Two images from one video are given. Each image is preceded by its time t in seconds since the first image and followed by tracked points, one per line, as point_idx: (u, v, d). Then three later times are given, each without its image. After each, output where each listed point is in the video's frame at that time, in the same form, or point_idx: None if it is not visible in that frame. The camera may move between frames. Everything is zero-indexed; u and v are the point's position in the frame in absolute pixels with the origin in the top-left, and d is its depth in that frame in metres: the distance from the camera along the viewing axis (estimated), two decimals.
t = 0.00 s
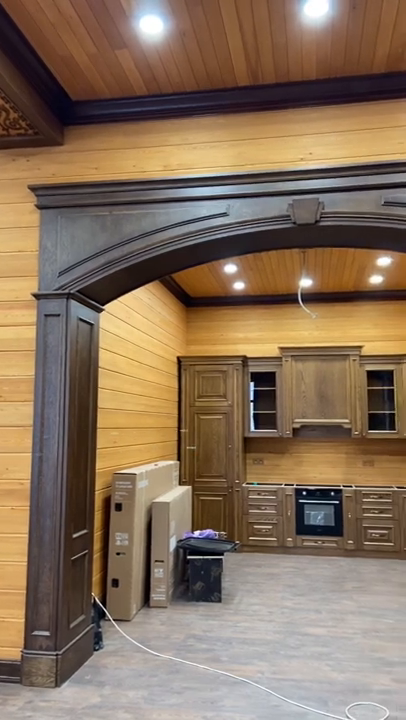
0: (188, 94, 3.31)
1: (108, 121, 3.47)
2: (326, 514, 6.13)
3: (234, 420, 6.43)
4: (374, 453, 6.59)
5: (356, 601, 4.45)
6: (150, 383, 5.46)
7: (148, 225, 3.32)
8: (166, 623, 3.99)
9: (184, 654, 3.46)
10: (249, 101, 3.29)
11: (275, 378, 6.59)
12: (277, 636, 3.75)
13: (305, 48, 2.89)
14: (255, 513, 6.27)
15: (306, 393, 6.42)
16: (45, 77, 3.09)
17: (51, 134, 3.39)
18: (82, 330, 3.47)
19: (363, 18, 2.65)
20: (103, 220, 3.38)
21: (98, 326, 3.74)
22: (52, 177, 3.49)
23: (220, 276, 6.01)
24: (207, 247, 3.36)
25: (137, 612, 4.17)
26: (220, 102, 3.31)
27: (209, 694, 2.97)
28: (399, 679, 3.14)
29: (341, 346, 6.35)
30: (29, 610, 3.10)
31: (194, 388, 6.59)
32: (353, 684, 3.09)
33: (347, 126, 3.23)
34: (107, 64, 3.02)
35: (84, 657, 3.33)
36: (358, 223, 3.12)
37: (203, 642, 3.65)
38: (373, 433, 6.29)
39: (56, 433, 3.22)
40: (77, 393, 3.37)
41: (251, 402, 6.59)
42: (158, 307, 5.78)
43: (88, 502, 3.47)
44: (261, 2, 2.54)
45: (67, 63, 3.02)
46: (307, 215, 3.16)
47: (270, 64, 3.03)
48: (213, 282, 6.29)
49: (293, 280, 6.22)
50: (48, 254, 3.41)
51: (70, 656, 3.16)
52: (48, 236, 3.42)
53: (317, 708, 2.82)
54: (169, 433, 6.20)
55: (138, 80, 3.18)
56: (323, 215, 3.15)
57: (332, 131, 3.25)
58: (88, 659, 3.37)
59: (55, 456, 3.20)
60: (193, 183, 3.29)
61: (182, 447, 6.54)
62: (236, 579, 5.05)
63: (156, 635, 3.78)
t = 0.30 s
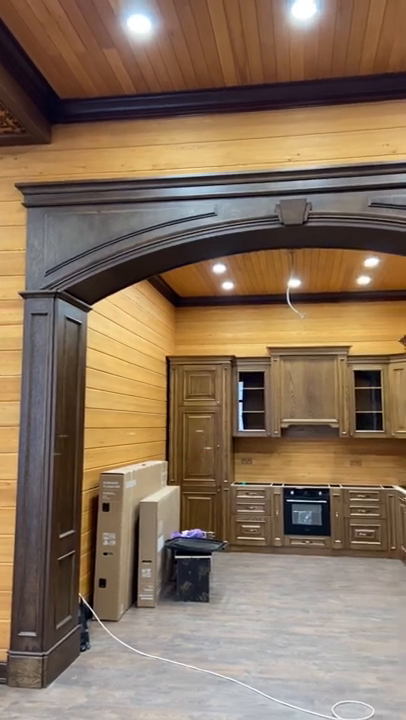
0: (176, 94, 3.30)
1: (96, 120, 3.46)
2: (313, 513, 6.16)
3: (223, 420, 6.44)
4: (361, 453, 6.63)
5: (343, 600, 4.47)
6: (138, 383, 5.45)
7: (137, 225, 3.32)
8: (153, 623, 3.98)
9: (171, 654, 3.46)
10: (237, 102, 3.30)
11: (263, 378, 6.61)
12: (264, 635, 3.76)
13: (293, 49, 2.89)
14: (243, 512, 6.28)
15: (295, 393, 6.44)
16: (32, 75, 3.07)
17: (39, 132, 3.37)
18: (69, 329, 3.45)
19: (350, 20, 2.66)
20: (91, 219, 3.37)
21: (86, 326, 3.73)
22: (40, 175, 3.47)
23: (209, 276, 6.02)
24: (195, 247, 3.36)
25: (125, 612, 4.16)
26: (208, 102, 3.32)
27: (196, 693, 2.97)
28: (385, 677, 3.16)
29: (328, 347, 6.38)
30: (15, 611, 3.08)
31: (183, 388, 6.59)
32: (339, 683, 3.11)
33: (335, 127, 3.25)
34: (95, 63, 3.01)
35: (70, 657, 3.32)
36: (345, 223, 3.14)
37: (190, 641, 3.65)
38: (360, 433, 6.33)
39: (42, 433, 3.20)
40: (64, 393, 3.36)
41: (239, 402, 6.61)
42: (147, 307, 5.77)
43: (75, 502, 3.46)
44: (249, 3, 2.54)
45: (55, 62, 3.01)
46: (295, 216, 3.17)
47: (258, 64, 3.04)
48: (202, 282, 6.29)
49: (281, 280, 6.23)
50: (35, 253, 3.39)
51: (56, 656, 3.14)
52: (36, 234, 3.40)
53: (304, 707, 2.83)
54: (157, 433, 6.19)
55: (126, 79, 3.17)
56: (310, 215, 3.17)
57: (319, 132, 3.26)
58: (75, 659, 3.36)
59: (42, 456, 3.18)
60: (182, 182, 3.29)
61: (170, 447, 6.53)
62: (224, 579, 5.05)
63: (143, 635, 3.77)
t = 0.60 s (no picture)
0: (162, 93, 3.30)
1: (81, 118, 3.45)
2: (298, 512, 6.19)
3: (209, 419, 6.45)
4: (346, 452, 6.68)
5: (327, 599, 4.50)
6: (124, 382, 5.44)
7: (122, 224, 3.31)
8: (138, 622, 3.98)
9: (155, 653, 3.45)
10: (222, 102, 3.30)
11: (250, 377, 6.62)
12: (248, 634, 3.77)
13: (278, 50, 2.90)
14: (229, 511, 6.30)
15: (280, 393, 6.47)
16: (17, 73, 3.05)
17: (23, 130, 3.35)
18: (54, 328, 3.44)
19: (335, 21, 2.67)
20: (76, 218, 3.35)
21: (70, 325, 3.71)
22: (24, 173, 3.45)
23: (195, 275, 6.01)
24: (181, 246, 3.36)
25: (109, 612, 4.15)
26: (194, 101, 3.31)
27: (179, 692, 2.98)
28: (367, 675, 3.19)
29: (314, 347, 6.41)
30: None
31: (169, 387, 6.58)
32: (322, 681, 3.13)
33: (320, 128, 3.26)
34: (80, 62, 3.00)
35: (54, 658, 3.31)
36: (329, 224, 3.16)
37: (175, 641, 3.65)
38: (345, 432, 6.37)
39: (26, 432, 3.19)
40: (49, 392, 3.34)
41: (226, 401, 6.62)
42: (133, 306, 5.76)
43: (59, 502, 3.45)
44: (234, 3, 2.55)
45: (39, 60, 2.99)
46: (280, 216, 3.18)
47: (243, 65, 3.04)
48: (188, 281, 6.29)
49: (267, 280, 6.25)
50: (19, 251, 3.37)
51: (40, 656, 3.13)
52: (20, 233, 3.38)
53: (287, 705, 2.85)
54: (143, 433, 6.18)
55: (111, 78, 3.16)
56: (296, 215, 3.18)
57: (304, 132, 3.27)
58: (58, 659, 3.35)
59: (25, 456, 3.17)
60: (167, 182, 3.28)
61: (156, 446, 6.53)
62: (209, 578, 5.06)
63: (128, 634, 3.76)
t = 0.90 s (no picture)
0: (148, 92, 3.29)
1: (67, 116, 3.43)
2: (284, 511, 6.21)
3: (195, 418, 6.45)
4: (332, 451, 6.72)
5: (311, 597, 4.52)
6: (110, 381, 5.43)
7: (108, 222, 3.30)
8: (122, 622, 3.98)
9: (140, 653, 3.45)
10: (208, 101, 3.30)
11: (236, 377, 6.63)
12: (233, 633, 3.78)
13: (264, 51, 2.90)
14: (215, 510, 6.31)
15: (267, 392, 6.49)
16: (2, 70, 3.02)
17: (8, 127, 3.33)
18: (38, 327, 3.42)
19: (320, 22, 2.68)
20: (61, 216, 3.34)
21: (55, 324, 3.69)
22: (9, 171, 3.42)
23: (182, 275, 6.01)
24: (167, 246, 3.36)
25: (94, 612, 4.14)
26: (180, 100, 3.31)
27: (163, 692, 2.98)
28: (351, 673, 3.21)
29: (300, 346, 6.44)
30: None
31: (156, 387, 6.58)
32: (306, 679, 3.14)
33: (305, 129, 3.28)
34: (65, 59, 2.98)
35: (38, 658, 3.29)
36: (314, 224, 3.18)
37: (159, 640, 3.65)
38: (331, 431, 6.41)
39: (10, 432, 3.16)
40: (33, 391, 3.32)
41: (212, 401, 6.63)
42: (119, 305, 5.74)
43: (43, 502, 3.43)
44: (220, 3, 2.55)
45: (25, 58, 2.97)
46: (266, 216, 3.19)
47: (229, 65, 3.04)
48: (175, 280, 6.29)
49: (254, 280, 6.28)
50: (4, 249, 3.35)
51: (23, 656, 3.12)
52: (4, 230, 3.36)
53: (270, 703, 2.86)
54: (129, 432, 6.17)
55: (97, 76, 3.15)
56: (281, 215, 3.19)
57: (290, 133, 3.28)
58: (42, 659, 3.34)
59: (9, 455, 3.15)
60: (153, 181, 3.28)
61: (142, 445, 6.51)
62: (194, 578, 5.07)
63: (112, 634, 3.75)
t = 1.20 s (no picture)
0: (133, 89, 3.27)
1: (52, 112, 3.40)
2: (269, 510, 6.23)
3: (181, 417, 6.45)
4: (317, 450, 6.75)
5: (296, 595, 4.55)
6: (95, 380, 5.41)
7: (93, 220, 3.29)
8: (107, 621, 3.97)
9: (124, 653, 3.44)
10: (194, 100, 3.30)
11: (222, 376, 6.64)
12: (218, 632, 3.78)
13: (250, 50, 2.91)
14: (200, 509, 6.31)
15: (252, 392, 6.51)
16: None
17: None
18: (22, 324, 3.39)
19: (304, 23, 2.69)
20: (46, 213, 3.31)
21: (40, 322, 3.67)
22: None
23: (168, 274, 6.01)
24: (152, 244, 3.35)
25: (78, 611, 4.11)
26: (166, 98, 3.30)
27: (146, 691, 2.97)
28: (334, 670, 3.23)
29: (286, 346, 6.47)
30: None
31: (142, 386, 6.57)
32: (289, 677, 3.16)
33: (289, 129, 3.29)
34: (50, 55, 2.96)
35: (20, 658, 3.27)
36: (299, 224, 3.19)
37: (144, 639, 3.65)
38: (316, 430, 6.44)
39: None
40: (16, 389, 3.30)
41: (198, 401, 6.63)
42: (105, 304, 5.72)
43: (26, 501, 3.40)
44: (205, 3, 2.55)
45: (9, 54, 2.94)
46: (252, 216, 3.20)
47: (215, 64, 3.04)
48: (161, 280, 6.28)
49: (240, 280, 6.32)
50: None
51: (6, 657, 3.09)
52: None
53: (254, 701, 2.87)
54: (114, 431, 6.15)
55: (82, 73, 3.13)
56: (267, 215, 3.20)
57: (275, 132, 3.30)
58: (25, 659, 3.31)
59: None
60: (139, 179, 3.27)
61: (128, 444, 6.50)
62: (180, 576, 5.06)
63: (96, 634, 3.74)
